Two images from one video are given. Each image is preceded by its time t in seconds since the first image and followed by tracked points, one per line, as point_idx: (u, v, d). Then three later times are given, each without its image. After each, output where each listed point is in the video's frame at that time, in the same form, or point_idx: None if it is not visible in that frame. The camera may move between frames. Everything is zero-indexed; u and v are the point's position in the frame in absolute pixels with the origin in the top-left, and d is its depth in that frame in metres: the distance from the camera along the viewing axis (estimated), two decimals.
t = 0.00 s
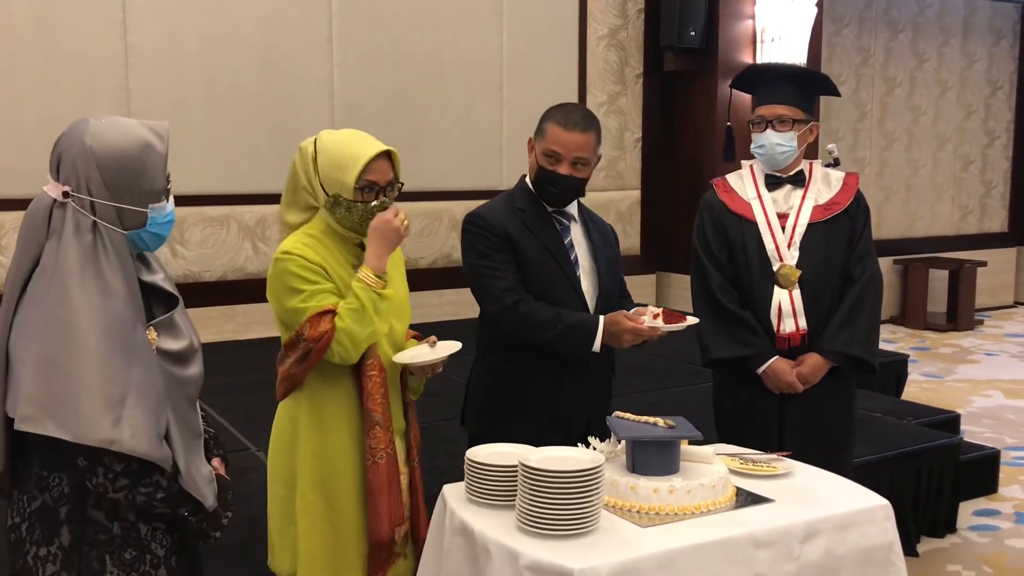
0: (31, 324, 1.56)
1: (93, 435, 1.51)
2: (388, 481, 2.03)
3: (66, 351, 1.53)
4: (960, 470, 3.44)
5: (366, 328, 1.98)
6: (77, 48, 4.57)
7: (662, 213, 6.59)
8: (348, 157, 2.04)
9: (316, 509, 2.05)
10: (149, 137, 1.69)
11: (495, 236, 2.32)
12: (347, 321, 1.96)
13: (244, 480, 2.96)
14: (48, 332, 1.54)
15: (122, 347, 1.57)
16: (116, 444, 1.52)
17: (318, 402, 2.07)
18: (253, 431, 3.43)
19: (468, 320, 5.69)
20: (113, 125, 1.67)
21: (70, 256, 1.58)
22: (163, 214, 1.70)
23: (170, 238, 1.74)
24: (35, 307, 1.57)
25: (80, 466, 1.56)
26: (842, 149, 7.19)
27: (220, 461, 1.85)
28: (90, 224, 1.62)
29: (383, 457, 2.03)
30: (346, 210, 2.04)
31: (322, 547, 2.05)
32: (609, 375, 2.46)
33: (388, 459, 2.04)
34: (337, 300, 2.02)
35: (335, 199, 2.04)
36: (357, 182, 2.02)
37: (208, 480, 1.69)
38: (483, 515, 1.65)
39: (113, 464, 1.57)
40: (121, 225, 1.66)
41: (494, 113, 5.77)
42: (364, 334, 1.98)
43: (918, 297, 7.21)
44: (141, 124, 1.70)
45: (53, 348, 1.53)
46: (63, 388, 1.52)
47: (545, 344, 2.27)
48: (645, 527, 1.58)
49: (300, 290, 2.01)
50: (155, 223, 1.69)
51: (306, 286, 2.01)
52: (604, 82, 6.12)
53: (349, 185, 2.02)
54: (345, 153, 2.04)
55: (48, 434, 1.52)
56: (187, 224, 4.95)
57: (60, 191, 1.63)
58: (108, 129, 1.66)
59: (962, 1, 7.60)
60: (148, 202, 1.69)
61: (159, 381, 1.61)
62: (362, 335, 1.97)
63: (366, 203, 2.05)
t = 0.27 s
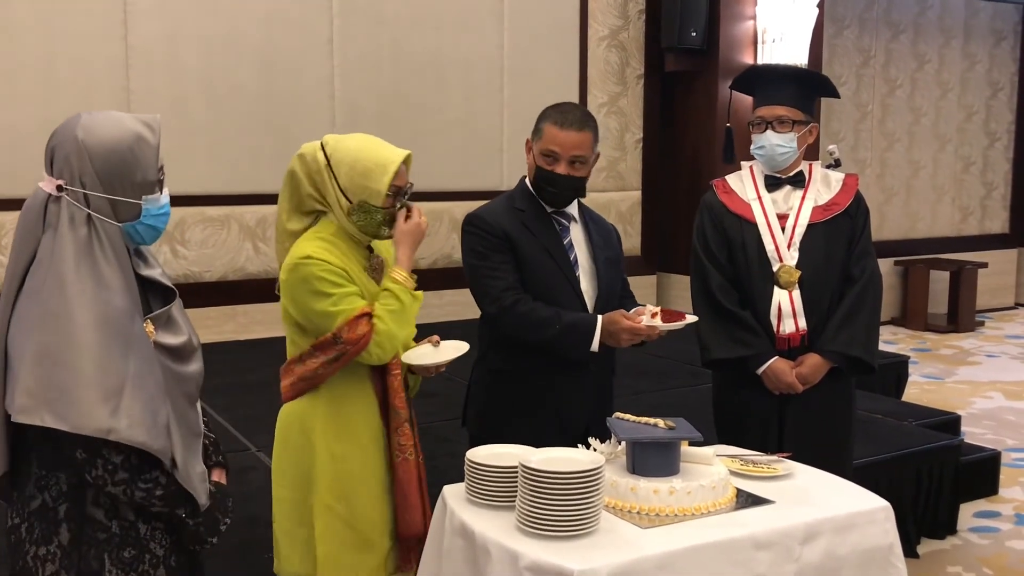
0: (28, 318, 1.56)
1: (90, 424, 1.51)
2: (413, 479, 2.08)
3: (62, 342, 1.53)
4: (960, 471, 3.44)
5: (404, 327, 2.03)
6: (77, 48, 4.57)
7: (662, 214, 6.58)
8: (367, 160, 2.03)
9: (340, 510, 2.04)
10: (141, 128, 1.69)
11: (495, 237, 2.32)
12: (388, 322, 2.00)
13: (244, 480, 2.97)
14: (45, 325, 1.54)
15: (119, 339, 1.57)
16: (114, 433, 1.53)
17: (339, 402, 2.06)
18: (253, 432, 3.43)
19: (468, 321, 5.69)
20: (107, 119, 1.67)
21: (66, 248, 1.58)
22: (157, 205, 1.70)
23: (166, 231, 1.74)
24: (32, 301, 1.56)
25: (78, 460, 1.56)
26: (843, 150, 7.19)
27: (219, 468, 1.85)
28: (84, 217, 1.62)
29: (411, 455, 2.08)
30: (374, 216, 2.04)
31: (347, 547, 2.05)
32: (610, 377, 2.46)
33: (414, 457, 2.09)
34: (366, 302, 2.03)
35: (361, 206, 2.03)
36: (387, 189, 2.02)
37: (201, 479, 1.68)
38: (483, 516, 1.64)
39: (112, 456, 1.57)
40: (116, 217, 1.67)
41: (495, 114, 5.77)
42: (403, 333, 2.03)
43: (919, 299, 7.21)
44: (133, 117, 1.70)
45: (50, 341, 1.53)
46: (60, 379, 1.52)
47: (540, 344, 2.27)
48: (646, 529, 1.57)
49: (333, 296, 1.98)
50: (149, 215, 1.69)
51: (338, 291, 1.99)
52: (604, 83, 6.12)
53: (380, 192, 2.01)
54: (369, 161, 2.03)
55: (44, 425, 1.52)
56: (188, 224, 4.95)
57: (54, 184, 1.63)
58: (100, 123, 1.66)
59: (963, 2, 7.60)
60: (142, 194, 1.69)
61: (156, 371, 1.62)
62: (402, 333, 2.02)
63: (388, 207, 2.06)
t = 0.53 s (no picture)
0: (32, 315, 1.56)
1: (93, 418, 1.51)
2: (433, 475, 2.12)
3: (64, 338, 1.53)
4: (963, 473, 3.44)
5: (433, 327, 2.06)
6: (80, 48, 4.57)
7: (665, 215, 6.58)
8: (389, 164, 2.01)
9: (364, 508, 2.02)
10: (143, 125, 1.70)
11: (498, 239, 2.32)
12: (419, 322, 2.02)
13: (246, 480, 2.97)
14: (50, 321, 1.54)
15: (122, 334, 1.57)
16: (117, 426, 1.52)
17: (360, 405, 2.04)
18: (255, 432, 3.43)
19: (470, 321, 5.69)
20: (110, 116, 1.68)
21: (69, 245, 1.58)
22: (160, 202, 1.70)
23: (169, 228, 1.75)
24: (36, 297, 1.56)
25: (80, 454, 1.55)
26: (846, 150, 7.18)
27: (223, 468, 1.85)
28: (88, 213, 1.62)
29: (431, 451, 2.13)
30: (397, 221, 2.01)
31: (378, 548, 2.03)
32: (614, 378, 2.46)
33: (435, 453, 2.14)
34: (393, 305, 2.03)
35: (383, 211, 2.00)
36: (409, 192, 2.01)
37: (202, 477, 1.69)
38: (485, 516, 1.64)
39: (114, 450, 1.57)
40: (119, 213, 1.67)
41: (498, 114, 5.76)
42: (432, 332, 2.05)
43: (922, 300, 7.20)
44: (137, 115, 1.70)
45: (54, 337, 1.53)
46: (63, 373, 1.52)
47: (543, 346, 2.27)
48: (648, 530, 1.57)
49: (365, 300, 1.95)
50: (151, 212, 1.69)
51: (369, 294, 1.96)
52: (607, 83, 6.12)
53: (402, 195, 2.00)
54: (387, 164, 2.00)
55: (47, 419, 1.52)
56: (190, 224, 4.95)
57: (58, 180, 1.63)
58: (104, 120, 1.67)
59: (966, 3, 7.59)
60: (145, 190, 1.69)
61: (157, 365, 1.61)
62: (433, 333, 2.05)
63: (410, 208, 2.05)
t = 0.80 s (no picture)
0: (37, 312, 1.56)
1: (99, 415, 1.51)
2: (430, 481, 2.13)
3: (71, 336, 1.53)
4: (968, 473, 3.43)
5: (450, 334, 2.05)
6: (85, 48, 4.58)
7: (669, 215, 6.58)
8: (410, 168, 1.98)
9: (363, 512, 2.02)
10: (149, 125, 1.70)
11: (514, 240, 2.31)
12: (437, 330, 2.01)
13: (250, 479, 2.97)
14: (56, 320, 1.54)
15: (128, 333, 1.57)
16: (123, 423, 1.53)
17: (370, 410, 2.03)
18: (259, 432, 3.44)
19: (474, 321, 5.69)
20: (116, 116, 1.68)
21: (75, 243, 1.58)
22: (166, 201, 1.70)
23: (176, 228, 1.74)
24: (43, 295, 1.56)
25: (86, 451, 1.56)
26: (850, 150, 7.17)
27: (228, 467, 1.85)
28: (94, 212, 1.63)
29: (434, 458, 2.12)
30: (417, 222, 2.00)
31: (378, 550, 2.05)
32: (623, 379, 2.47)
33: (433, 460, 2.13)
34: (411, 312, 2.01)
35: (405, 213, 1.98)
36: (430, 192, 2.01)
37: (207, 475, 1.69)
38: (490, 516, 1.64)
39: (121, 447, 1.57)
40: (125, 212, 1.67)
41: (502, 113, 5.77)
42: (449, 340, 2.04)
43: (926, 300, 7.18)
44: (144, 115, 1.70)
45: (60, 334, 1.53)
46: (70, 370, 1.53)
47: (568, 346, 2.27)
48: (653, 531, 1.57)
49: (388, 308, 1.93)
50: (158, 212, 1.69)
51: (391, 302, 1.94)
52: (611, 83, 6.11)
53: (423, 197, 1.99)
54: (407, 166, 1.98)
55: (54, 416, 1.52)
56: (195, 223, 4.96)
57: (65, 180, 1.63)
58: (111, 120, 1.67)
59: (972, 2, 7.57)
60: (151, 190, 1.69)
61: (164, 363, 1.62)
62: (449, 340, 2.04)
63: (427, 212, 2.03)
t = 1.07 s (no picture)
0: (42, 310, 1.56)
1: (104, 413, 1.51)
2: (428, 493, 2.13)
3: (75, 334, 1.54)
4: (972, 472, 3.42)
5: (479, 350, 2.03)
6: (89, 47, 4.59)
7: (672, 213, 6.57)
8: (419, 173, 1.97)
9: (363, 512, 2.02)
10: (154, 124, 1.70)
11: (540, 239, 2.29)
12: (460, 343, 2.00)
13: (254, 477, 2.97)
14: (61, 317, 1.54)
15: (133, 332, 1.58)
16: (127, 422, 1.53)
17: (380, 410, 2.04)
18: (263, 430, 3.44)
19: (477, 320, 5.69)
20: (119, 115, 1.68)
21: (80, 241, 1.59)
22: (170, 200, 1.70)
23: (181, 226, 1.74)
24: (48, 293, 1.57)
25: (92, 448, 1.56)
26: (854, 149, 7.16)
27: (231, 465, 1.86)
28: (99, 212, 1.63)
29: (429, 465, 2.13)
30: (426, 225, 2.00)
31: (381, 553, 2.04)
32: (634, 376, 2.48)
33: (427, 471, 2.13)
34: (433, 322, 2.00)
35: (416, 217, 1.98)
36: (440, 196, 2.01)
37: (211, 473, 1.70)
38: (493, 515, 1.64)
39: (126, 445, 1.57)
40: (129, 211, 1.67)
41: (505, 112, 5.76)
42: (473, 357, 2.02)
43: (930, 299, 7.17)
44: (148, 114, 1.70)
45: (65, 331, 1.54)
46: (75, 367, 1.53)
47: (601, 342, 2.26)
48: (657, 529, 1.57)
49: (403, 315, 1.93)
50: (162, 211, 1.69)
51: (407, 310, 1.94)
52: (615, 82, 6.11)
53: (434, 201, 1.99)
54: (418, 170, 1.97)
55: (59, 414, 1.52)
56: (198, 222, 4.96)
57: (70, 179, 1.64)
58: (115, 119, 1.67)
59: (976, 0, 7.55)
60: (156, 189, 1.69)
61: (170, 361, 1.62)
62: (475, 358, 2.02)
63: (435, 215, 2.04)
